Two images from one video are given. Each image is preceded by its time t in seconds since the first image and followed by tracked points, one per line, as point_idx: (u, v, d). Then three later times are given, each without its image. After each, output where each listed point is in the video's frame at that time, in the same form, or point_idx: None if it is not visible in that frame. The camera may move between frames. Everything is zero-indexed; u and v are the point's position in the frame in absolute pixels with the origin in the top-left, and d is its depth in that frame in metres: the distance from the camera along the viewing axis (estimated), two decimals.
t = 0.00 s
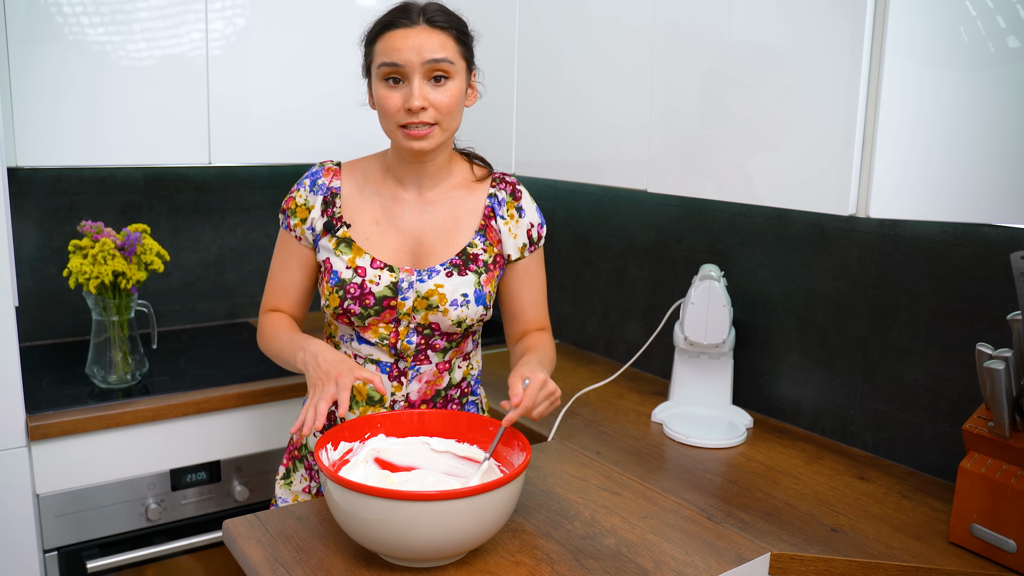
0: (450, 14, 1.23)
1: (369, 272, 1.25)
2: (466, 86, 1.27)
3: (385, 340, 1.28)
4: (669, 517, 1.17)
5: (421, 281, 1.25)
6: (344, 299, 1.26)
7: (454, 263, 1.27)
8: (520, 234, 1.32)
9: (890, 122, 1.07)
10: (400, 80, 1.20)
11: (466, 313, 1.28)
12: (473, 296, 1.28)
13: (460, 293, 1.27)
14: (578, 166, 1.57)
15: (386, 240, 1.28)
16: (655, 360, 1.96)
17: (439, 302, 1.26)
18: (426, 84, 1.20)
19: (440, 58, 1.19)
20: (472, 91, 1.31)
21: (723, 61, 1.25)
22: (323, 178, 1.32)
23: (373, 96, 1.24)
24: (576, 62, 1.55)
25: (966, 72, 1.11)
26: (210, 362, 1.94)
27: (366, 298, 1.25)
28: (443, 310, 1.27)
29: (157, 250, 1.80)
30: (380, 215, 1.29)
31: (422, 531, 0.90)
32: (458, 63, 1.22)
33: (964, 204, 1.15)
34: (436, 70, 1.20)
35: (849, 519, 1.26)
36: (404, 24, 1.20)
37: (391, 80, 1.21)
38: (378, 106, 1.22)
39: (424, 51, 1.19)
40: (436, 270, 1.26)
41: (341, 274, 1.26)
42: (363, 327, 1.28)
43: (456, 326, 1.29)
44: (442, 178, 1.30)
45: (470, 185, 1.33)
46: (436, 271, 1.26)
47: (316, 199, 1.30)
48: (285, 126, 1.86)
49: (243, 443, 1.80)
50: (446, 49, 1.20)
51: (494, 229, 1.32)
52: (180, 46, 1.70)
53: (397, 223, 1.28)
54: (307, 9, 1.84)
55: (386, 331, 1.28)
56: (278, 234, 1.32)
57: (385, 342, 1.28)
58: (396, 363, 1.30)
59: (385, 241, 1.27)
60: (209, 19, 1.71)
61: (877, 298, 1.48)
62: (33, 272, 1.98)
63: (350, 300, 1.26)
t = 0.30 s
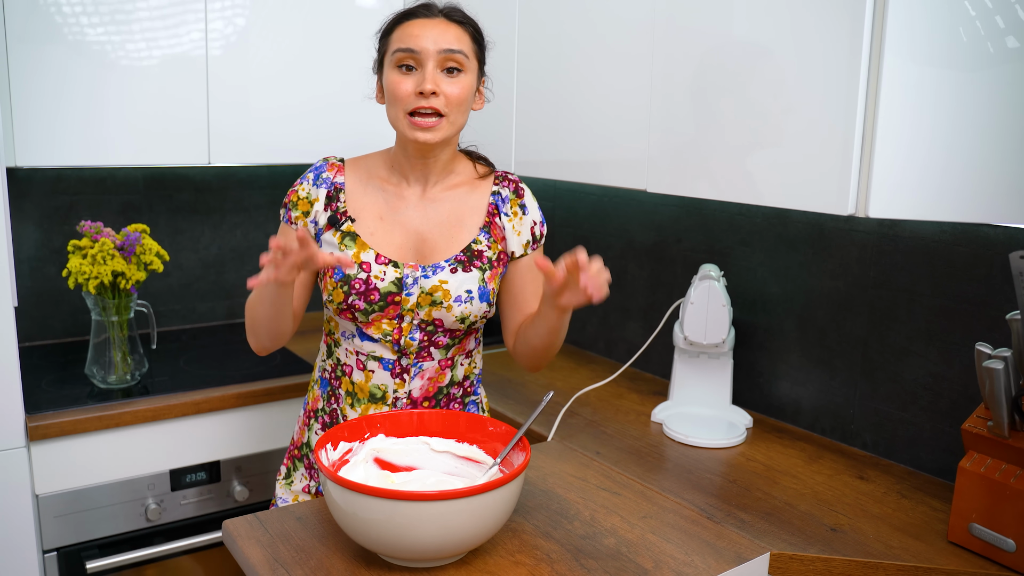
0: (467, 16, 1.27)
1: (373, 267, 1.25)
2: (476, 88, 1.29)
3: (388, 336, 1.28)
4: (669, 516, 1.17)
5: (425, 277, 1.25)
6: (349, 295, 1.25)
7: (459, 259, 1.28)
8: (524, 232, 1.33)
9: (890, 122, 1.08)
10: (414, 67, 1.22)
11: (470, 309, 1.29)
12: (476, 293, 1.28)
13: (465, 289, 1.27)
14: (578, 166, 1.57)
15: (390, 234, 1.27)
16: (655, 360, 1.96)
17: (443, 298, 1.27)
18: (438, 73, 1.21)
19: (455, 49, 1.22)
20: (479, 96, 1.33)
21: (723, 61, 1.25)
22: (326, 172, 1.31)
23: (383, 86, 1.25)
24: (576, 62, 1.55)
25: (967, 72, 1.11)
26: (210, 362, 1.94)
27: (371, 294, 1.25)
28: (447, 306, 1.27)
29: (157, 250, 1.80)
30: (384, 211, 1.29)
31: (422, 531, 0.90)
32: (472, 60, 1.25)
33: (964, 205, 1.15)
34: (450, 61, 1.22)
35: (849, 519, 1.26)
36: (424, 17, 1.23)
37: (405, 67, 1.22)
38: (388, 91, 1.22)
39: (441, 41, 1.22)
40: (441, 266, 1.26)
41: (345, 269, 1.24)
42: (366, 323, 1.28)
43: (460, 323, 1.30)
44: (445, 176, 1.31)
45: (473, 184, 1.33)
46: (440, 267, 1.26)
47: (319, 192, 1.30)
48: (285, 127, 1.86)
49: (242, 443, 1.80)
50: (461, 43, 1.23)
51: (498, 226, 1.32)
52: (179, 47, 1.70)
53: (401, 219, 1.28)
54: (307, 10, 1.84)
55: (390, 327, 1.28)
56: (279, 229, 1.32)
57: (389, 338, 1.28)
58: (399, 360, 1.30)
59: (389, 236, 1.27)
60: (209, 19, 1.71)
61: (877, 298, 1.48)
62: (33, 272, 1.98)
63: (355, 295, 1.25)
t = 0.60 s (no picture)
0: (491, 30, 1.25)
1: (368, 271, 1.25)
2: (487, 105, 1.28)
3: (381, 339, 1.28)
4: (669, 516, 1.17)
5: (420, 281, 1.25)
6: (343, 297, 1.26)
7: (453, 266, 1.28)
8: (520, 245, 1.35)
9: (891, 121, 1.08)
10: (425, 75, 1.20)
11: (464, 315, 1.29)
12: (471, 299, 1.29)
13: (459, 295, 1.28)
14: (577, 166, 1.57)
15: (386, 237, 1.27)
16: (655, 360, 1.96)
17: (438, 304, 1.27)
18: (449, 87, 1.20)
19: (470, 67, 1.20)
20: (490, 113, 1.32)
21: (722, 60, 1.25)
22: (325, 174, 1.30)
23: (394, 84, 1.24)
24: (575, 61, 1.55)
25: (967, 72, 1.12)
26: (209, 362, 1.94)
27: (365, 297, 1.25)
28: (441, 311, 1.27)
29: (156, 250, 1.80)
30: (381, 214, 1.28)
31: (422, 531, 0.90)
32: (486, 79, 1.23)
33: (964, 204, 1.15)
34: (463, 77, 1.21)
35: (848, 519, 1.26)
36: (447, 25, 1.22)
37: (416, 73, 1.21)
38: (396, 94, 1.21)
39: (458, 56, 1.20)
40: (436, 271, 1.26)
41: (341, 272, 1.25)
42: (360, 325, 1.28)
43: (453, 328, 1.30)
44: (444, 182, 1.31)
45: (472, 192, 1.34)
46: (435, 272, 1.26)
47: (318, 197, 1.28)
48: (284, 126, 1.86)
49: (242, 443, 1.80)
50: (478, 61, 1.22)
51: (495, 236, 1.33)
52: (179, 46, 1.69)
53: (398, 222, 1.28)
54: (307, 10, 1.84)
55: (383, 329, 1.28)
56: (275, 231, 1.30)
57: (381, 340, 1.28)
58: (391, 360, 1.30)
59: (386, 239, 1.27)
60: (209, 19, 1.71)
61: (876, 297, 1.48)
62: (32, 272, 1.98)
63: (348, 299, 1.25)
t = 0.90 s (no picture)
0: (489, 31, 1.25)
1: (362, 272, 1.25)
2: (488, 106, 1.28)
3: (372, 340, 1.28)
4: (667, 516, 1.17)
5: (413, 284, 1.25)
6: (336, 298, 1.26)
7: (448, 270, 1.28)
8: (515, 251, 1.33)
9: (889, 121, 1.08)
10: (424, 80, 1.20)
11: (456, 320, 1.29)
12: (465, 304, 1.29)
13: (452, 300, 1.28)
14: (575, 166, 1.57)
15: (383, 239, 1.27)
16: (653, 360, 1.96)
17: (430, 307, 1.27)
18: (448, 91, 1.20)
19: (469, 71, 1.20)
20: (491, 113, 1.31)
21: (720, 61, 1.26)
22: (323, 172, 1.30)
23: (393, 88, 1.24)
24: (573, 61, 1.55)
25: (965, 72, 1.12)
26: (208, 362, 1.94)
27: (357, 298, 1.26)
28: (434, 315, 1.27)
29: (155, 250, 1.80)
30: (378, 214, 1.28)
31: (420, 531, 0.90)
32: (485, 81, 1.23)
33: (962, 204, 1.15)
34: (461, 81, 1.21)
35: (847, 519, 1.26)
36: (444, 29, 1.21)
37: (416, 78, 1.21)
38: (395, 99, 1.21)
39: (455, 60, 1.19)
40: (430, 274, 1.26)
41: (334, 272, 1.25)
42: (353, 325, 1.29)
43: (446, 332, 1.30)
44: (444, 185, 1.31)
45: (471, 196, 1.33)
46: (429, 276, 1.26)
47: (317, 194, 1.28)
48: (283, 127, 1.86)
49: (241, 444, 1.80)
50: (476, 64, 1.21)
51: (491, 241, 1.33)
52: (178, 47, 1.69)
53: (395, 224, 1.28)
54: (305, 10, 1.84)
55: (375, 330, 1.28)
56: (274, 225, 1.30)
57: (372, 341, 1.27)
58: (384, 362, 1.30)
59: (381, 240, 1.27)
60: (207, 19, 1.71)
61: (874, 297, 1.48)
62: (31, 273, 1.98)
63: (342, 299, 1.26)
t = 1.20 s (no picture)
0: (495, 31, 1.26)
1: (368, 275, 1.25)
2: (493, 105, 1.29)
3: (379, 342, 1.28)
4: (669, 517, 1.17)
5: (420, 287, 1.25)
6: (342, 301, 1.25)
7: (454, 272, 1.27)
8: (519, 249, 1.35)
9: (891, 122, 1.08)
10: (431, 75, 1.21)
11: (463, 321, 1.30)
12: (471, 305, 1.29)
13: (458, 302, 1.27)
14: (577, 167, 1.57)
15: (388, 242, 1.27)
16: (655, 360, 1.96)
17: (437, 309, 1.27)
18: (454, 86, 1.21)
19: (475, 66, 1.21)
20: (495, 115, 1.33)
21: (723, 61, 1.25)
22: (328, 175, 1.30)
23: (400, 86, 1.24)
24: (575, 61, 1.55)
25: (967, 73, 1.12)
26: (210, 363, 1.94)
27: (364, 301, 1.25)
28: (440, 318, 1.28)
29: (157, 250, 1.80)
30: (382, 217, 1.28)
31: (422, 532, 0.90)
32: (491, 78, 1.24)
33: (964, 204, 1.15)
34: (467, 77, 1.22)
35: (849, 520, 1.26)
36: (452, 27, 1.23)
37: (423, 74, 1.22)
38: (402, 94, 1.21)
39: (463, 56, 1.21)
40: (435, 277, 1.26)
41: (340, 276, 1.25)
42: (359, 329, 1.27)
43: (452, 334, 1.31)
44: (449, 186, 1.30)
45: (476, 196, 1.33)
46: (435, 278, 1.26)
47: (321, 197, 1.28)
48: (285, 127, 1.86)
49: (243, 444, 1.80)
50: (482, 60, 1.22)
51: (495, 240, 1.33)
52: (180, 47, 1.70)
53: (400, 227, 1.28)
54: (307, 9, 1.84)
55: (382, 333, 1.27)
56: (278, 228, 1.30)
57: (379, 344, 1.28)
58: (390, 364, 1.30)
59: (387, 243, 1.27)
60: (209, 19, 1.71)
61: (877, 298, 1.48)
62: (33, 273, 1.98)
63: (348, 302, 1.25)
